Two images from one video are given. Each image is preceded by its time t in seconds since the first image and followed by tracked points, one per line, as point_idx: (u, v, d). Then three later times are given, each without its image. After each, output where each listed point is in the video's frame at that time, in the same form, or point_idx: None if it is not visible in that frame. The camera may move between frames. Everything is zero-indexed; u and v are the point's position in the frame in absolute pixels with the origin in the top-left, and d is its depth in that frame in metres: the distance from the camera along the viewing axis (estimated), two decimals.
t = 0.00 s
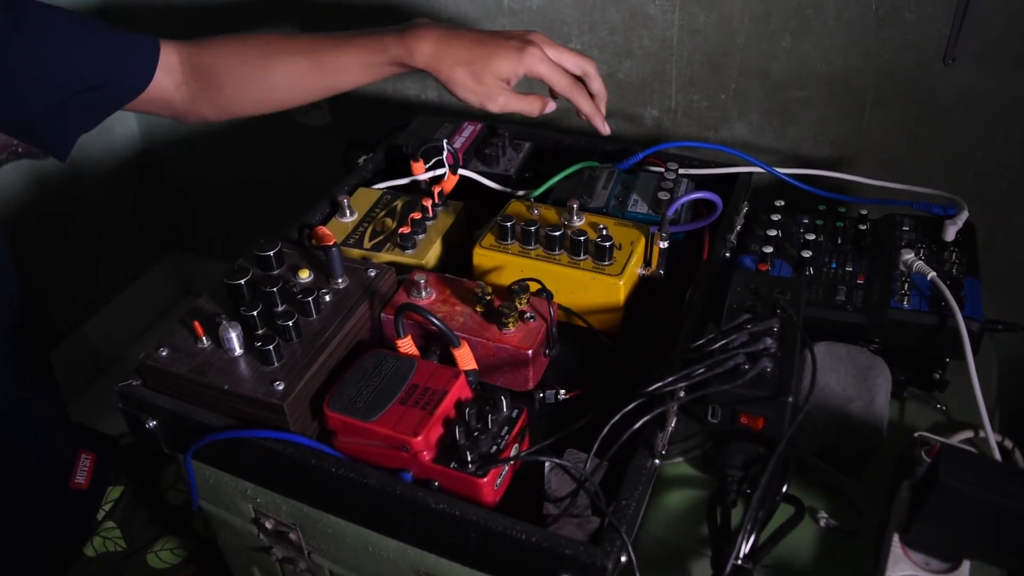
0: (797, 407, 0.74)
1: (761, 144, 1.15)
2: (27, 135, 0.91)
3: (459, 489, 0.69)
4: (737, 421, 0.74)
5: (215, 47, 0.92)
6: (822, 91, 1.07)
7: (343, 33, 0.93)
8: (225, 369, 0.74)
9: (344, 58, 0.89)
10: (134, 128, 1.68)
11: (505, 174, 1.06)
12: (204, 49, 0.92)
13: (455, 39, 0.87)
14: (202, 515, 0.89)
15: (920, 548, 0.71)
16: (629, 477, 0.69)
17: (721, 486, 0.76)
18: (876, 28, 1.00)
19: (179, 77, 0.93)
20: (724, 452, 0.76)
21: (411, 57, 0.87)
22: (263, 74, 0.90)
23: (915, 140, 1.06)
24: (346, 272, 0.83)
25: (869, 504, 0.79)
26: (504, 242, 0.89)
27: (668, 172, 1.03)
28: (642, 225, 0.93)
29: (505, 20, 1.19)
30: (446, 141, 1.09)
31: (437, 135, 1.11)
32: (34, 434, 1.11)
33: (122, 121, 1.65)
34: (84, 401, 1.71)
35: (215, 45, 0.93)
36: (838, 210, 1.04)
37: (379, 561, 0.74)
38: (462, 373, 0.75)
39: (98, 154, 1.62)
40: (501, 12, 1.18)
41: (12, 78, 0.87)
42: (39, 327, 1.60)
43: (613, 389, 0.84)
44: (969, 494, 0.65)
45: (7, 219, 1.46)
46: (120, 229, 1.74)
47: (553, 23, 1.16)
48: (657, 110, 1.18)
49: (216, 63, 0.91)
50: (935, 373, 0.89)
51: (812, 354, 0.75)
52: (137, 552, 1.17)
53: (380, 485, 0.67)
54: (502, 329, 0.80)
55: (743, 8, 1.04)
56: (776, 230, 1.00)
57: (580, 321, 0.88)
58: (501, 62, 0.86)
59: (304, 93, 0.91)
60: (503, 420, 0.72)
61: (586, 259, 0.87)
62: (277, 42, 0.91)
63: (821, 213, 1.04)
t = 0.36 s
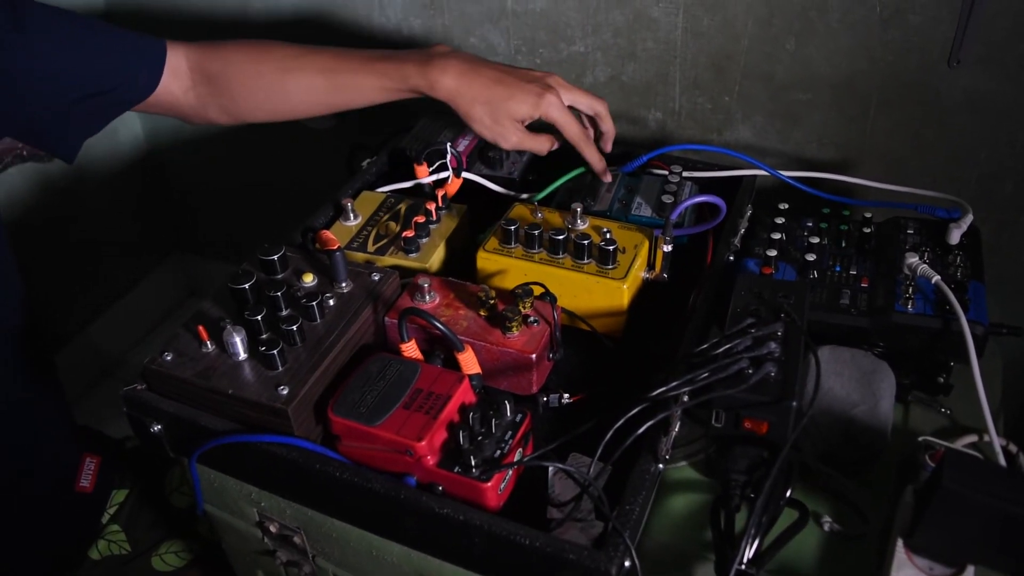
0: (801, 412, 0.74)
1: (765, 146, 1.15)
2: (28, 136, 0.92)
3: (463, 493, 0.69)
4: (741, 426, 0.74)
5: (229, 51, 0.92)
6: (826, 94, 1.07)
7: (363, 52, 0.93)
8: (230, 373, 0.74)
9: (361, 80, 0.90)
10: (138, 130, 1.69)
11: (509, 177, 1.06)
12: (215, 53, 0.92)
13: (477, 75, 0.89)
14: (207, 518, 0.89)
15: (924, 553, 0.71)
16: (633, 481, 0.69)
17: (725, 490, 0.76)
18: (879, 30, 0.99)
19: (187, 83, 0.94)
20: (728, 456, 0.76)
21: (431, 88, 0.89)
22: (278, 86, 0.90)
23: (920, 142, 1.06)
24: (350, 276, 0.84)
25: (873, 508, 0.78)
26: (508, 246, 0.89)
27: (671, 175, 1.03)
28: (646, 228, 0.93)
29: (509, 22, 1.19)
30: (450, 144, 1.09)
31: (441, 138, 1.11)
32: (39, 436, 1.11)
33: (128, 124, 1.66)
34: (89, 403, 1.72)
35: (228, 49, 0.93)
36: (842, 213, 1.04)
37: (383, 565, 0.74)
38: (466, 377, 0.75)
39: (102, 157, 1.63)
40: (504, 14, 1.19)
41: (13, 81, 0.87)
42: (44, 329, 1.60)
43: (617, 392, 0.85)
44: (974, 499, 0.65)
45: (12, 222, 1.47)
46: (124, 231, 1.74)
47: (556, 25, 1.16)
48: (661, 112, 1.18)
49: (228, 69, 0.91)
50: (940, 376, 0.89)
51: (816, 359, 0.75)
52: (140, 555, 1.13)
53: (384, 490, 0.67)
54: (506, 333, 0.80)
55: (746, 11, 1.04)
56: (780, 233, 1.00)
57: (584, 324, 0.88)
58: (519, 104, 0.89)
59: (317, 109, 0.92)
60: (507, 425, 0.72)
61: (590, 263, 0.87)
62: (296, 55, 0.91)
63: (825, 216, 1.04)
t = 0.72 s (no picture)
0: (807, 416, 0.73)
1: (770, 148, 1.15)
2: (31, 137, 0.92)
3: (468, 498, 0.69)
4: (747, 430, 0.73)
5: (231, 47, 0.92)
6: (832, 95, 1.07)
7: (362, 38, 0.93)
8: (235, 377, 0.74)
9: (362, 61, 0.90)
10: (143, 131, 1.69)
11: (513, 180, 1.06)
12: (218, 50, 0.92)
13: (476, 48, 0.87)
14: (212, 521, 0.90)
15: (931, 557, 0.71)
16: (639, 486, 0.68)
17: (731, 494, 0.76)
18: (886, 31, 0.99)
19: (189, 80, 0.94)
20: (734, 460, 0.76)
21: (431, 65, 0.88)
22: (280, 77, 0.90)
23: (926, 144, 1.05)
24: (355, 279, 0.84)
25: (880, 512, 0.78)
26: (513, 248, 0.89)
27: (677, 177, 1.03)
28: (652, 230, 0.93)
29: (514, 23, 1.19)
30: (455, 146, 1.08)
31: (445, 141, 1.11)
32: (45, 439, 1.12)
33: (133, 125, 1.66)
34: (94, 405, 1.72)
35: (229, 46, 0.93)
36: (848, 215, 1.04)
37: (388, 569, 0.74)
38: (472, 381, 0.75)
39: (107, 159, 1.63)
40: (509, 16, 1.18)
41: (13, 81, 0.87)
42: (49, 331, 1.61)
43: (622, 396, 0.84)
44: (981, 504, 0.65)
45: (18, 224, 1.47)
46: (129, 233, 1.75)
47: (561, 27, 1.16)
48: (666, 113, 1.18)
49: (232, 65, 0.91)
50: (947, 379, 0.89)
51: (823, 362, 0.75)
52: (146, 557, 1.13)
53: (389, 494, 0.67)
54: (511, 336, 0.80)
55: (752, 12, 1.04)
56: (786, 235, 1.00)
57: (589, 328, 0.88)
58: (521, 72, 0.86)
59: (319, 96, 0.92)
60: (512, 429, 0.72)
61: (596, 266, 0.86)
62: (293, 45, 0.91)
63: (831, 218, 1.04)
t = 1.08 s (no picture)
0: (814, 420, 0.73)
1: (777, 149, 1.15)
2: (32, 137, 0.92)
3: (474, 500, 0.69)
4: (754, 433, 0.73)
5: (231, 47, 0.92)
6: (840, 97, 1.06)
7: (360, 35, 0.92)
8: (241, 379, 0.74)
9: (358, 58, 0.88)
10: (149, 131, 1.70)
11: (520, 181, 1.06)
12: (218, 49, 0.92)
13: (474, 41, 0.85)
14: (217, 522, 0.90)
15: (939, 562, 0.70)
16: (645, 489, 0.68)
17: (738, 498, 0.75)
18: (894, 33, 0.99)
19: (191, 80, 0.94)
20: (740, 464, 0.76)
21: (427, 63, 0.86)
22: (277, 76, 0.90)
23: (933, 146, 1.05)
24: (361, 280, 0.83)
25: (888, 517, 0.78)
26: (520, 250, 0.89)
27: (683, 179, 1.03)
28: (658, 232, 0.92)
29: (521, 24, 1.19)
30: (461, 147, 1.09)
31: (452, 141, 1.11)
32: (51, 438, 1.12)
33: (138, 124, 1.67)
34: (100, 404, 1.72)
35: (229, 45, 0.93)
36: (855, 218, 1.04)
37: (394, 571, 0.74)
38: (478, 383, 0.75)
39: (112, 158, 1.63)
40: (516, 16, 1.18)
41: (14, 81, 0.87)
42: (55, 330, 1.61)
43: (628, 398, 0.84)
44: (989, 510, 0.64)
45: (23, 223, 1.47)
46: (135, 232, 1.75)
47: (568, 27, 1.16)
48: (673, 114, 1.18)
49: (231, 64, 0.91)
50: (954, 384, 0.89)
51: (831, 366, 0.75)
52: (152, 557, 1.15)
53: (395, 497, 0.67)
54: (517, 339, 0.80)
55: (760, 13, 1.04)
56: (793, 238, 1.00)
57: (595, 330, 0.88)
58: (518, 65, 0.83)
59: (317, 95, 0.91)
60: (518, 432, 0.72)
61: (602, 268, 0.86)
62: (293, 43, 0.91)
63: (838, 220, 1.03)
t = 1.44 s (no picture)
0: (818, 404, 0.73)
1: (781, 133, 1.14)
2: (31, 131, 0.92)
3: (477, 485, 0.69)
4: (757, 418, 0.73)
5: (233, 45, 0.91)
6: (845, 81, 1.06)
7: (367, 44, 0.91)
8: (243, 364, 0.74)
9: (361, 72, 0.88)
10: (150, 117, 1.69)
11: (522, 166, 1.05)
12: (220, 47, 0.91)
13: (484, 67, 0.87)
14: (221, 506, 0.90)
15: (942, 547, 0.70)
16: (648, 474, 0.68)
17: (741, 483, 0.76)
18: (900, 17, 0.98)
19: (190, 77, 0.93)
20: (744, 449, 0.75)
21: (433, 80, 0.87)
22: (280, 78, 0.89)
23: (939, 131, 1.04)
24: (362, 266, 0.83)
25: (891, 502, 0.78)
26: (522, 235, 0.89)
27: (687, 163, 1.02)
28: (662, 217, 0.92)
29: (523, 8, 1.18)
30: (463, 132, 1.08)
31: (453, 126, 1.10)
32: (55, 423, 1.12)
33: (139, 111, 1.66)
34: (104, 392, 1.73)
35: (232, 43, 0.92)
36: (860, 202, 1.03)
37: (397, 556, 0.74)
38: (480, 368, 0.75)
39: (114, 144, 1.63)
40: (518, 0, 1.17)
41: (13, 79, 0.86)
42: (59, 317, 1.61)
43: (631, 383, 0.84)
44: (993, 496, 0.64)
45: (26, 210, 1.47)
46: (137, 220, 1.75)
47: (570, 11, 1.15)
48: (676, 99, 1.17)
49: (232, 63, 0.90)
50: (959, 368, 0.88)
51: (835, 351, 0.74)
52: (156, 543, 1.14)
53: (398, 482, 0.67)
54: (520, 324, 0.80)
55: None
56: (797, 222, 0.99)
57: (598, 315, 0.88)
58: (524, 102, 0.87)
59: (316, 101, 0.90)
60: (521, 416, 0.72)
61: (606, 253, 0.86)
62: (297, 46, 0.90)
63: (843, 205, 1.02)
